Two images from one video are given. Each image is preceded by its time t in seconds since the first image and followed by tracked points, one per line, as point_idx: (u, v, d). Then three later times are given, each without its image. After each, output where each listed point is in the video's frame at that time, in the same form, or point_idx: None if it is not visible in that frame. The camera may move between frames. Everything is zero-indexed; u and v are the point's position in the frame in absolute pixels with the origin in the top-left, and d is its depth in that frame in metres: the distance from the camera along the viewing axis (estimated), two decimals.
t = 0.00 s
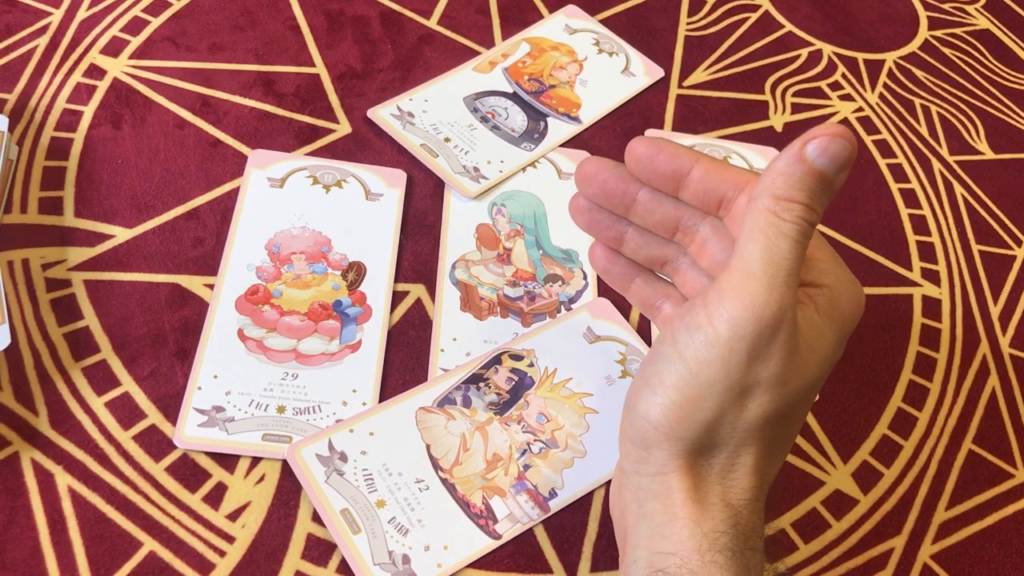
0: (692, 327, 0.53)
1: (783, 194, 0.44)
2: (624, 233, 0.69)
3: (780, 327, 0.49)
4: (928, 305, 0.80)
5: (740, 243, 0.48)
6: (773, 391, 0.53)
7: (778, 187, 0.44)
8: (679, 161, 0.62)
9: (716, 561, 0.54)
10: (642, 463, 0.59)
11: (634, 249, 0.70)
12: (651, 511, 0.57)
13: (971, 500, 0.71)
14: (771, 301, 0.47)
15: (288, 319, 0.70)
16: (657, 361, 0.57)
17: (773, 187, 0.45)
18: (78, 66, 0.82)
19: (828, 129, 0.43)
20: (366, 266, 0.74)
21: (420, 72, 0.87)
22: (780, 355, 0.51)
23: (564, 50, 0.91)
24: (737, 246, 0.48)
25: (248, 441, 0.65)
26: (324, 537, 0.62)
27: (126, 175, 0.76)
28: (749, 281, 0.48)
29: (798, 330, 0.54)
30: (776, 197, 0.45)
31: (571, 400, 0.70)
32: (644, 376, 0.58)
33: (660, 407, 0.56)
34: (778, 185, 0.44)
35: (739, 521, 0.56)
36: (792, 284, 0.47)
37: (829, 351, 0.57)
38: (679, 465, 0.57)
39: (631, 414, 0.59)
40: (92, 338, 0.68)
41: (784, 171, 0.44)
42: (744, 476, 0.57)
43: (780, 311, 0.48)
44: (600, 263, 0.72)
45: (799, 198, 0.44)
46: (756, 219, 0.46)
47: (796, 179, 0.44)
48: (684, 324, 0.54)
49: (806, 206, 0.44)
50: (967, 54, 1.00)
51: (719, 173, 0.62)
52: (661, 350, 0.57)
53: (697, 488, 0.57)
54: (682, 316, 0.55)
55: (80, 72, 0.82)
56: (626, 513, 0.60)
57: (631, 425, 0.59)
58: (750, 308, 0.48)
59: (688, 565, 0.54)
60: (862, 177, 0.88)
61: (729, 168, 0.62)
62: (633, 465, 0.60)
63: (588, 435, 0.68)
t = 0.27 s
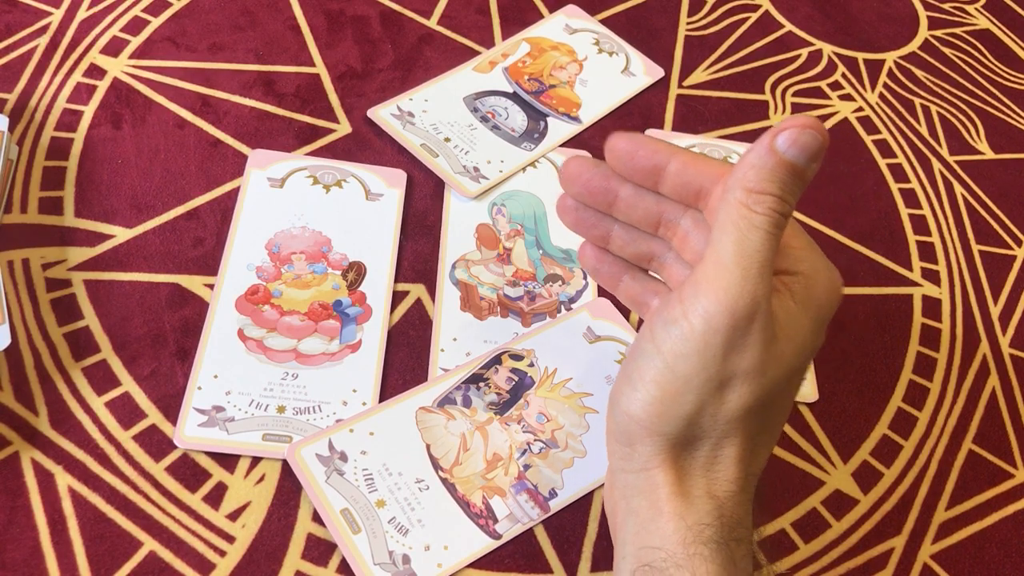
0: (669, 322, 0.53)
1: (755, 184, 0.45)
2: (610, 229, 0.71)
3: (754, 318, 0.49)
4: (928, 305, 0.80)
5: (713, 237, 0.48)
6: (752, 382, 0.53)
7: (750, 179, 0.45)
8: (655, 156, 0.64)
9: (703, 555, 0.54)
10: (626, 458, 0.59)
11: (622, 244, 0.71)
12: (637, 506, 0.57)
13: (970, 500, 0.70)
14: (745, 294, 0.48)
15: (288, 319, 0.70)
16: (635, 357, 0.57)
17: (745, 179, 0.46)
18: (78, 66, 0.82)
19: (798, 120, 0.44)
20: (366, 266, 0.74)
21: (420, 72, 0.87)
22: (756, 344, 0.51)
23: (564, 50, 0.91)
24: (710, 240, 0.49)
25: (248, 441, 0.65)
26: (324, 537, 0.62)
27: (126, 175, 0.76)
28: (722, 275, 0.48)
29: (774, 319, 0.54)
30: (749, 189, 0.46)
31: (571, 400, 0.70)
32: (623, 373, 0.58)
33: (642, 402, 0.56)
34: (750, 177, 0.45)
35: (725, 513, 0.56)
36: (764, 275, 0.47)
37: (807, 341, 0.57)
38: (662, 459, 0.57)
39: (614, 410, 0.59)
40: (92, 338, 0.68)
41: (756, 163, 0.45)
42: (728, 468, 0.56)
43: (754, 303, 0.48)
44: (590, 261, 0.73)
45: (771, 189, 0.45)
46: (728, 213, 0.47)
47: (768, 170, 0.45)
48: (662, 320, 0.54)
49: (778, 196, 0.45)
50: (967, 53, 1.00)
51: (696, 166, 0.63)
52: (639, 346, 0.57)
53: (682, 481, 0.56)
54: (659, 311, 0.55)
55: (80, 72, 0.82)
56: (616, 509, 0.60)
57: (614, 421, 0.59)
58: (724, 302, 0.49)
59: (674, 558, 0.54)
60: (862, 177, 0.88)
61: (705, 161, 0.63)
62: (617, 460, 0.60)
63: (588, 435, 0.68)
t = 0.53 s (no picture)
0: (685, 347, 0.38)
1: (795, 217, 0.33)
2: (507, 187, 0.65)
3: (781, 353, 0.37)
4: (928, 305, 0.80)
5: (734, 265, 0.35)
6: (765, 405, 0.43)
7: (790, 206, 0.33)
8: (535, 86, 0.56)
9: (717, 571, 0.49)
10: (628, 486, 0.49)
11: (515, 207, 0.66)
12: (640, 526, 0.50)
13: (970, 501, 0.70)
14: (771, 328, 0.36)
15: (288, 319, 0.70)
16: (626, 377, 0.44)
17: (786, 204, 0.33)
18: (78, 66, 0.82)
19: (869, 161, 0.32)
20: (366, 266, 0.74)
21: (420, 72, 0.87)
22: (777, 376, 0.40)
23: (564, 50, 0.91)
24: (729, 262, 0.35)
25: (248, 441, 0.65)
26: (324, 537, 0.62)
27: (126, 175, 0.76)
28: (750, 292, 0.35)
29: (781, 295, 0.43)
30: (786, 214, 0.33)
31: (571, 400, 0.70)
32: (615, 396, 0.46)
33: (644, 438, 0.44)
34: (795, 209, 0.33)
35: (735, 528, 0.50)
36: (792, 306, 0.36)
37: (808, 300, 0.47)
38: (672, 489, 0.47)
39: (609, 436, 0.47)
40: (92, 337, 0.68)
41: (807, 191, 0.33)
42: (737, 477, 0.50)
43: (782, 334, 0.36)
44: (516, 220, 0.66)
45: (807, 225, 0.34)
46: (764, 238, 0.34)
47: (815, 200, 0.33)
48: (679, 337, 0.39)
49: (815, 233, 0.34)
50: (967, 53, 1.00)
51: (565, 106, 0.54)
52: (632, 365, 0.44)
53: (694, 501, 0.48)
54: (647, 317, 0.44)
55: (80, 72, 0.82)
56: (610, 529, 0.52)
57: (609, 448, 0.48)
58: (745, 337, 0.36)
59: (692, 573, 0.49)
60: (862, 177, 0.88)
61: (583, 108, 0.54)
62: (608, 484, 0.50)
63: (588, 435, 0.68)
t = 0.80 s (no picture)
0: (645, 324, 0.48)
1: (736, 199, 0.41)
2: (586, 138, 0.68)
3: (731, 322, 0.46)
4: (928, 305, 0.80)
5: (684, 245, 0.44)
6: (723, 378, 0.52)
7: (731, 190, 0.41)
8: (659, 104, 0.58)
9: (695, 550, 0.53)
10: (610, 464, 0.56)
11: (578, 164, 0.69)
12: (623, 503, 0.56)
13: (970, 500, 0.70)
14: (723, 300, 0.45)
15: (288, 319, 0.70)
16: (603, 355, 0.54)
17: (728, 186, 0.41)
18: (78, 66, 0.82)
19: (805, 144, 0.38)
20: (366, 266, 0.74)
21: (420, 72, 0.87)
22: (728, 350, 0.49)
23: (564, 50, 0.91)
24: (683, 246, 0.45)
25: (249, 441, 0.65)
26: (324, 536, 0.62)
27: (126, 175, 0.76)
28: (699, 277, 0.44)
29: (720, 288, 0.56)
30: (727, 197, 0.41)
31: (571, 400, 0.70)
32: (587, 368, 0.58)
33: (624, 408, 0.52)
34: (737, 190, 0.40)
35: (709, 501, 0.56)
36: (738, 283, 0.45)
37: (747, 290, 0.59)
38: (648, 463, 0.54)
39: (591, 413, 0.55)
40: (92, 337, 0.68)
41: (750, 172, 0.39)
42: (709, 455, 0.56)
43: (732, 305, 0.45)
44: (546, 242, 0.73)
45: (748, 207, 0.41)
46: (705, 217, 0.42)
47: (762, 179, 0.39)
48: (639, 316, 0.49)
49: (757, 214, 0.42)
50: (967, 53, 1.00)
51: (671, 125, 0.57)
52: (605, 344, 0.54)
53: (670, 475, 0.55)
54: (615, 304, 0.55)
55: (80, 72, 0.82)
56: (597, 513, 0.58)
57: (594, 425, 0.55)
58: (700, 311, 0.45)
59: (671, 548, 0.53)
60: (862, 177, 0.88)
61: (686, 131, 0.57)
62: (595, 464, 0.57)
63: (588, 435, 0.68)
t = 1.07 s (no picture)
0: (626, 323, 0.49)
1: (715, 193, 0.41)
2: (566, 127, 0.67)
3: (713, 318, 0.46)
4: (928, 305, 0.80)
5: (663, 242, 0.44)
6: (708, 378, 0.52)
7: (709, 184, 0.41)
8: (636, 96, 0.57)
9: (682, 549, 0.53)
10: (594, 465, 0.56)
11: (559, 154, 0.68)
12: (609, 504, 0.56)
13: (970, 500, 0.70)
14: (703, 296, 0.45)
15: (288, 319, 0.70)
16: (586, 355, 0.54)
17: (705, 180, 0.41)
18: (78, 66, 0.82)
19: (779, 133, 0.38)
20: (366, 266, 0.74)
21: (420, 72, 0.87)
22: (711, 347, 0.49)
23: (564, 50, 0.91)
24: (661, 242, 0.45)
25: (248, 441, 0.65)
26: (324, 537, 0.62)
27: (127, 175, 0.76)
28: (679, 277, 0.44)
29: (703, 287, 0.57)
30: (705, 190, 0.41)
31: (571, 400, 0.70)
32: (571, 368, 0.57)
33: (608, 408, 0.52)
34: (714, 183, 0.41)
35: (697, 499, 0.55)
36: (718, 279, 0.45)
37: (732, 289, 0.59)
38: (633, 463, 0.54)
39: (574, 414, 0.55)
40: (91, 337, 0.68)
41: (725, 165, 0.40)
42: (695, 452, 0.56)
43: (713, 301, 0.45)
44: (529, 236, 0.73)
45: (727, 200, 0.41)
46: (682, 214, 0.43)
47: (738, 171, 0.40)
48: (620, 317, 0.49)
49: (736, 207, 0.42)
50: (967, 53, 1.00)
51: (650, 114, 0.56)
52: (588, 345, 0.54)
53: (656, 475, 0.55)
54: (597, 304, 0.55)
55: (80, 72, 0.82)
56: (584, 513, 0.57)
57: (577, 426, 0.55)
58: (682, 309, 0.45)
59: (658, 548, 0.53)
60: (862, 177, 0.88)
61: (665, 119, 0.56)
62: (579, 465, 0.57)
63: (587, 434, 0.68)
